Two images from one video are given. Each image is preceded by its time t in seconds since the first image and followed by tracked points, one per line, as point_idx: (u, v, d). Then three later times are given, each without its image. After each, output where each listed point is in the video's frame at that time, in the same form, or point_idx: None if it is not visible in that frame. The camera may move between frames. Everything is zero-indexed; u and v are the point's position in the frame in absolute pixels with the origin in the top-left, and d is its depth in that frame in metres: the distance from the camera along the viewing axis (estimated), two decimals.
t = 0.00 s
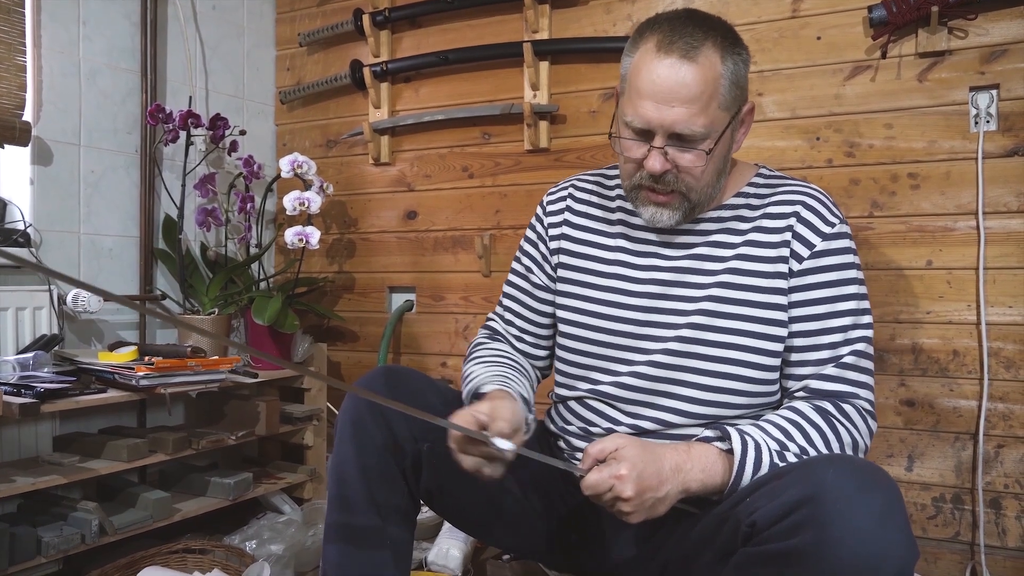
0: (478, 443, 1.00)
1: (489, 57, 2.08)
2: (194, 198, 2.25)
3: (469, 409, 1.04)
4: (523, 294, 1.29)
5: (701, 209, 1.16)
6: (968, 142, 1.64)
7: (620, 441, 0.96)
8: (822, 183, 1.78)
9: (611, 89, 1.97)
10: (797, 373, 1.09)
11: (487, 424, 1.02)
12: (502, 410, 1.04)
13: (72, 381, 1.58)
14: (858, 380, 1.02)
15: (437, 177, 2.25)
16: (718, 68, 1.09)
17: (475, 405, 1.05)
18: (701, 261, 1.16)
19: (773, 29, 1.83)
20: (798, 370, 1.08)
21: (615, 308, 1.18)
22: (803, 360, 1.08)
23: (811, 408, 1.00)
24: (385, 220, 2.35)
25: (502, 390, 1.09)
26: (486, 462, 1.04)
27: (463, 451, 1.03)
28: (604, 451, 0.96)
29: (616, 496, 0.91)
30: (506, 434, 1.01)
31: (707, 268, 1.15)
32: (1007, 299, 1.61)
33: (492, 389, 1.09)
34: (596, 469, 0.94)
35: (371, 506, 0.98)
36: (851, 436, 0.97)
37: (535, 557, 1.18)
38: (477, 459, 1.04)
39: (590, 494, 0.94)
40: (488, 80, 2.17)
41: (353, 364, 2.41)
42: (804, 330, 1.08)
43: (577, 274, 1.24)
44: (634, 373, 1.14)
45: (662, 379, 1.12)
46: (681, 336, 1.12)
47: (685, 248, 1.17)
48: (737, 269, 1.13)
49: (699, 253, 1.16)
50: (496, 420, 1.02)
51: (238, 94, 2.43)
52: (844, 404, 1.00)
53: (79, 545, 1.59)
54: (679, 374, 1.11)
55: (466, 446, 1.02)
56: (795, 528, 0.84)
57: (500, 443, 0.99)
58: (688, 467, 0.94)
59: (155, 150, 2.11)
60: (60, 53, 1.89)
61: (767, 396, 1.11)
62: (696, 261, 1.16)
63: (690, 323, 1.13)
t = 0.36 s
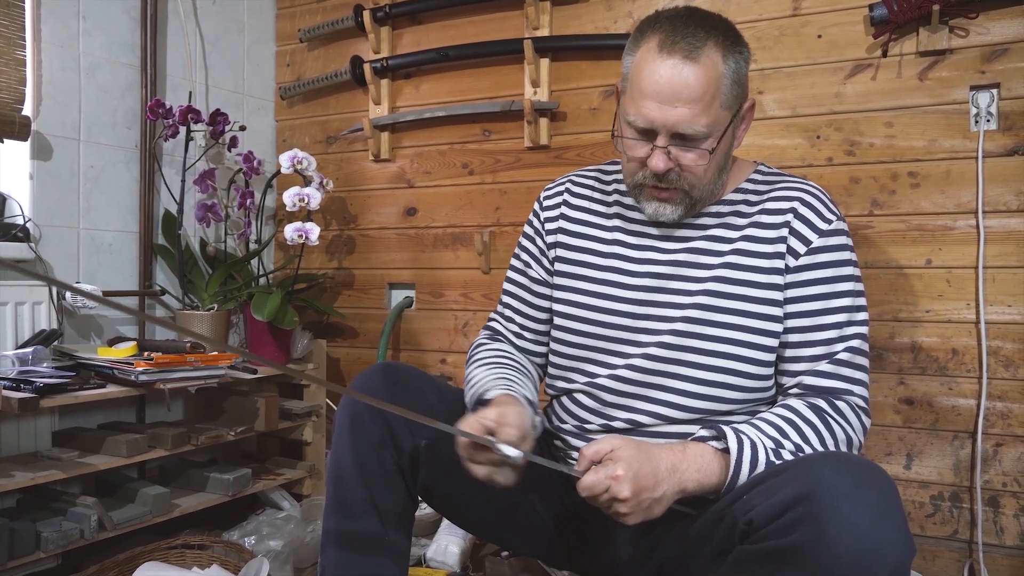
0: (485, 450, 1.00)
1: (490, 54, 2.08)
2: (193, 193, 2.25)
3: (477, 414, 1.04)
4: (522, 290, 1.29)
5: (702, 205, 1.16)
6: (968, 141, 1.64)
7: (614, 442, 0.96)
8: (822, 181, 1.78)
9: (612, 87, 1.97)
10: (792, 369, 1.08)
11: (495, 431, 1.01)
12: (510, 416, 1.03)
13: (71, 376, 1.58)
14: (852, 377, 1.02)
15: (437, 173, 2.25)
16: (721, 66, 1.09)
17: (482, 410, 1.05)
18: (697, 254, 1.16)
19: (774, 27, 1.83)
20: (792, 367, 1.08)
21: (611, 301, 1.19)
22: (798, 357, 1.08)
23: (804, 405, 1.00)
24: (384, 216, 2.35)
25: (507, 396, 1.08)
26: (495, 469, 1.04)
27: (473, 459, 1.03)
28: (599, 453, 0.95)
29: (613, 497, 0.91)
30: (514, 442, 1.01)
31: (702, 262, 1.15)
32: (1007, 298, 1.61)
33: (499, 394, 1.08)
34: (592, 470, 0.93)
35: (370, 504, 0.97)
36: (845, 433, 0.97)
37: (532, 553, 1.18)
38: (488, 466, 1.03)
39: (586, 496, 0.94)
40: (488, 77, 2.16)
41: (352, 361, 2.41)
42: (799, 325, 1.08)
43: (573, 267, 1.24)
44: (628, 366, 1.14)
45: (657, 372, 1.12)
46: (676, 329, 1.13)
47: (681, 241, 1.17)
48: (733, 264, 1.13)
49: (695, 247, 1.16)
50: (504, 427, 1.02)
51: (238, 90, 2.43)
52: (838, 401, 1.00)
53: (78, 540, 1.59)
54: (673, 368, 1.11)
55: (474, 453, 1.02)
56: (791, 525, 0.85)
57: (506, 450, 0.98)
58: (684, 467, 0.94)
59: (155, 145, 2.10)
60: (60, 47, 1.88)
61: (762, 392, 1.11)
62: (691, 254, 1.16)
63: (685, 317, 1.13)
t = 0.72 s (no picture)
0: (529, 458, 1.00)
1: (490, 52, 2.08)
2: (194, 193, 2.25)
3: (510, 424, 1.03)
4: (522, 290, 1.29)
5: (704, 203, 1.16)
6: (969, 136, 1.64)
7: (620, 440, 0.96)
8: (823, 178, 1.77)
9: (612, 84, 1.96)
10: (795, 368, 1.08)
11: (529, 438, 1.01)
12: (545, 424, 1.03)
13: (74, 376, 1.59)
14: (855, 374, 1.02)
15: (438, 172, 2.25)
16: (727, 65, 1.09)
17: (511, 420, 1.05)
18: (698, 253, 1.16)
19: (773, 24, 1.82)
20: (795, 365, 1.08)
21: (612, 300, 1.18)
22: (800, 355, 1.08)
23: (809, 403, 1.00)
24: (386, 215, 2.35)
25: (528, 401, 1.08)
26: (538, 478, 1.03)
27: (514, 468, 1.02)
28: (605, 451, 0.95)
29: (619, 495, 0.91)
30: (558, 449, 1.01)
31: (703, 260, 1.15)
32: (1009, 293, 1.61)
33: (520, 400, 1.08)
34: (597, 468, 0.94)
35: (371, 504, 0.97)
36: (849, 431, 0.97)
37: (534, 551, 1.18)
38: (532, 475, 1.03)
39: (593, 494, 0.94)
40: (488, 75, 2.16)
41: (353, 360, 2.41)
42: (801, 323, 1.08)
43: (573, 266, 1.24)
44: (630, 365, 1.14)
45: (659, 371, 1.12)
46: (677, 328, 1.12)
47: (681, 240, 1.17)
48: (734, 262, 1.13)
49: (695, 246, 1.16)
50: (542, 435, 1.02)
51: (239, 89, 2.43)
52: (842, 398, 1.00)
53: (82, 540, 1.59)
54: (675, 367, 1.11)
55: (514, 461, 1.02)
56: (795, 525, 0.85)
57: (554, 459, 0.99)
58: (689, 467, 0.94)
59: (155, 146, 2.10)
60: (60, 48, 1.88)
61: (764, 389, 1.11)
62: (692, 253, 1.16)
63: (686, 315, 1.13)
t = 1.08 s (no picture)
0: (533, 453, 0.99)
1: (489, 49, 2.08)
2: (194, 191, 2.26)
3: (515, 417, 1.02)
4: (524, 290, 1.29)
5: (697, 208, 1.16)
6: (970, 133, 1.64)
7: (622, 435, 0.96)
8: (823, 175, 1.77)
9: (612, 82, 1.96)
10: (797, 366, 1.08)
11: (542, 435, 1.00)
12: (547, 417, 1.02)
13: (74, 374, 1.59)
14: (857, 372, 1.02)
15: (438, 170, 2.25)
16: (721, 74, 1.09)
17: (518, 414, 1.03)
18: (698, 253, 1.16)
19: (773, 21, 1.82)
20: (797, 363, 1.08)
21: (613, 301, 1.18)
22: (802, 353, 1.08)
23: (811, 401, 1.00)
24: (386, 213, 2.35)
25: (533, 397, 1.08)
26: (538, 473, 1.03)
27: (518, 462, 1.02)
28: (607, 446, 0.95)
29: (621, 490, 0.91)
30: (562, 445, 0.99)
31: (704, 260, 1.15)
32: (1009, 290, 1.61)
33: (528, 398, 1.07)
34: (599, 463, 0.93)
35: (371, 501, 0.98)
36: (851, 429, 0.97)
37: (534, 548, 1.19)
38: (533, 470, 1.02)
39: (594, 489, 0.94)
40: (488, 73, 2.16)
41: (353, 358, 2.41)
42: (802, 322, 1.08)
43: (574, 266, 1.24)
44: (631, 366, 1.14)
45: (660, 372, 1.12)
46: (678, 328, 1.13)
47: (681, 240, 1.17)
48: (735, 261, 1.13)
49: (696, 246, 1.16)
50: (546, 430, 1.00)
51: (239, 87, 2.43)
52: (845, 397, 1.00)
53: (82, 538, 1.59)
54: (676, 367, 1.11)
55: (518, 455, 1.01)
56: (796, 521, 0.85)
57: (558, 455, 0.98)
58: (689, 463, 0.95)
59: (155, 143, 2.10)
60: (59, 46, 1.89)
61: (765, 388, 1.11)
62: (692, 253, 1.16)
63: (687, 315, 1.13)
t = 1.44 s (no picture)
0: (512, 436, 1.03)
1: (490, 48, 2.08)
2: (194, 190, 2.26)
3: (500, 401, 1.05)
4: (525, 289, 1.29)
5: (692, 213, 1.16)
6: (971, 132, 1.63)
7: (621, 428, 0.96)
8: (824, 174, 1.77)
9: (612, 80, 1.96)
10: (797, 367, 1.09)
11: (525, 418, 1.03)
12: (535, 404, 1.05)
13: (74, 373, 1.59)
14: (859, 374, 1.02)
15: (439, 169, 2.25)
16: (717, 79, 1.08)
17: (502, 398, 1.06)
18: (699, 254, 1.16)
19: (774, 19, 1.82)
20: (798, 365, 1.08)
21: (614, 303, 1.18)
22: (804, 355, 1.08)
23: (814, 402, 1.00)
24: (386, 212, 2.35)
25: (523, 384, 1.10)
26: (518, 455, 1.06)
27: (495, 443, 1.05)
28: (606, 438, 0.95)
29: (618, 483, 0.91)
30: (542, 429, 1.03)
31: (704, 261, 1.15)
32: (1010, 289, 1.61)
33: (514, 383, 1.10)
34: (598, 455, 0.94)
35: (373, 497, 0.98)
36: (851, 429, 0.97)
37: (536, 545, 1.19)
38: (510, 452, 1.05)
39: (592, 480, 0.94)
40: (488, 72, 2.16)
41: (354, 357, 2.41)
42: (804, 324, 1.08)
43: (575, 266, 1.24)
44: (633, 369, 1.14)
45: (662, 374, 1.12)
46: (680, 330, 1.12)
47: (684, 241, 1.17)
48: (735, 262, 1.13)
49: (697, 247, 1.16)
50: (530, 414, 1.04)
51: (239, 87, 2.43)
52: (847, 398, 1.00)
53: (83, 537, 1.59)
54: (678, 370, 1.11)
55: (498, 437, 1.04)
56: (796, 521, 0.85)
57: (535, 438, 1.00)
58: (689, 459, 0.95)
59: (155, 142, 2.09)
60: (60, 46, 1.89)
61: (766, 389, 1.11)
62: (693, 254, 1.16)
63: (688, 318, 1.13)
